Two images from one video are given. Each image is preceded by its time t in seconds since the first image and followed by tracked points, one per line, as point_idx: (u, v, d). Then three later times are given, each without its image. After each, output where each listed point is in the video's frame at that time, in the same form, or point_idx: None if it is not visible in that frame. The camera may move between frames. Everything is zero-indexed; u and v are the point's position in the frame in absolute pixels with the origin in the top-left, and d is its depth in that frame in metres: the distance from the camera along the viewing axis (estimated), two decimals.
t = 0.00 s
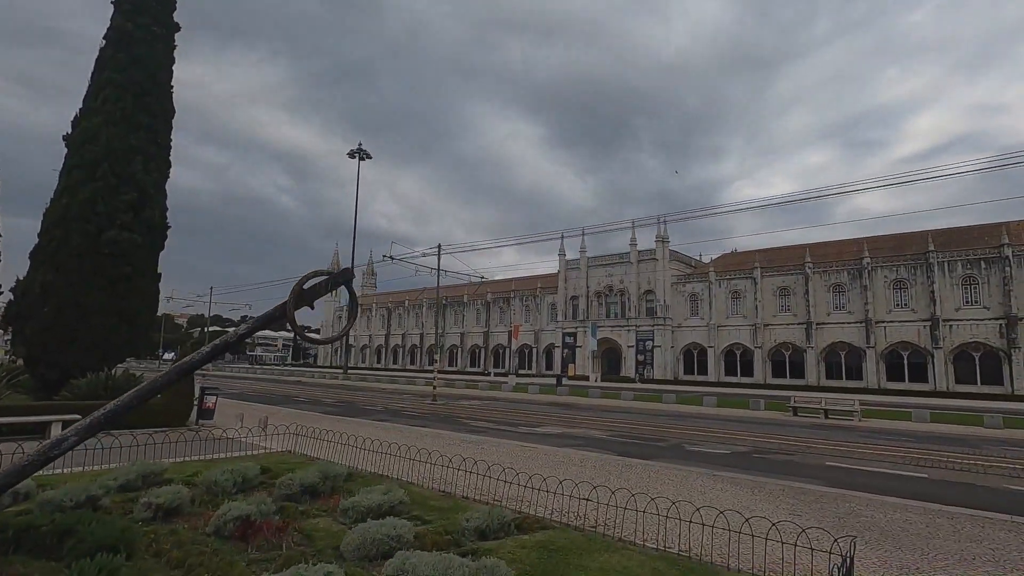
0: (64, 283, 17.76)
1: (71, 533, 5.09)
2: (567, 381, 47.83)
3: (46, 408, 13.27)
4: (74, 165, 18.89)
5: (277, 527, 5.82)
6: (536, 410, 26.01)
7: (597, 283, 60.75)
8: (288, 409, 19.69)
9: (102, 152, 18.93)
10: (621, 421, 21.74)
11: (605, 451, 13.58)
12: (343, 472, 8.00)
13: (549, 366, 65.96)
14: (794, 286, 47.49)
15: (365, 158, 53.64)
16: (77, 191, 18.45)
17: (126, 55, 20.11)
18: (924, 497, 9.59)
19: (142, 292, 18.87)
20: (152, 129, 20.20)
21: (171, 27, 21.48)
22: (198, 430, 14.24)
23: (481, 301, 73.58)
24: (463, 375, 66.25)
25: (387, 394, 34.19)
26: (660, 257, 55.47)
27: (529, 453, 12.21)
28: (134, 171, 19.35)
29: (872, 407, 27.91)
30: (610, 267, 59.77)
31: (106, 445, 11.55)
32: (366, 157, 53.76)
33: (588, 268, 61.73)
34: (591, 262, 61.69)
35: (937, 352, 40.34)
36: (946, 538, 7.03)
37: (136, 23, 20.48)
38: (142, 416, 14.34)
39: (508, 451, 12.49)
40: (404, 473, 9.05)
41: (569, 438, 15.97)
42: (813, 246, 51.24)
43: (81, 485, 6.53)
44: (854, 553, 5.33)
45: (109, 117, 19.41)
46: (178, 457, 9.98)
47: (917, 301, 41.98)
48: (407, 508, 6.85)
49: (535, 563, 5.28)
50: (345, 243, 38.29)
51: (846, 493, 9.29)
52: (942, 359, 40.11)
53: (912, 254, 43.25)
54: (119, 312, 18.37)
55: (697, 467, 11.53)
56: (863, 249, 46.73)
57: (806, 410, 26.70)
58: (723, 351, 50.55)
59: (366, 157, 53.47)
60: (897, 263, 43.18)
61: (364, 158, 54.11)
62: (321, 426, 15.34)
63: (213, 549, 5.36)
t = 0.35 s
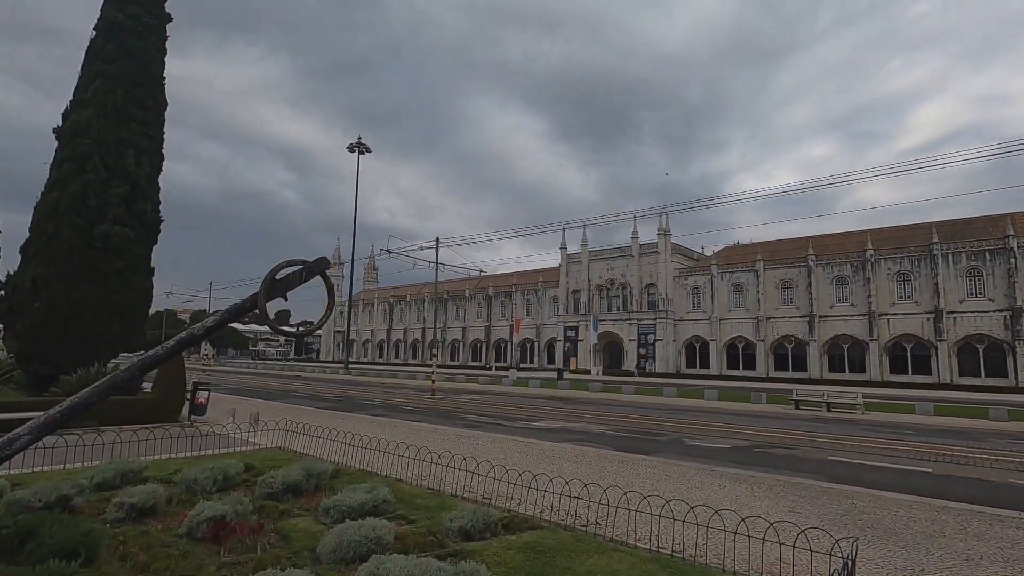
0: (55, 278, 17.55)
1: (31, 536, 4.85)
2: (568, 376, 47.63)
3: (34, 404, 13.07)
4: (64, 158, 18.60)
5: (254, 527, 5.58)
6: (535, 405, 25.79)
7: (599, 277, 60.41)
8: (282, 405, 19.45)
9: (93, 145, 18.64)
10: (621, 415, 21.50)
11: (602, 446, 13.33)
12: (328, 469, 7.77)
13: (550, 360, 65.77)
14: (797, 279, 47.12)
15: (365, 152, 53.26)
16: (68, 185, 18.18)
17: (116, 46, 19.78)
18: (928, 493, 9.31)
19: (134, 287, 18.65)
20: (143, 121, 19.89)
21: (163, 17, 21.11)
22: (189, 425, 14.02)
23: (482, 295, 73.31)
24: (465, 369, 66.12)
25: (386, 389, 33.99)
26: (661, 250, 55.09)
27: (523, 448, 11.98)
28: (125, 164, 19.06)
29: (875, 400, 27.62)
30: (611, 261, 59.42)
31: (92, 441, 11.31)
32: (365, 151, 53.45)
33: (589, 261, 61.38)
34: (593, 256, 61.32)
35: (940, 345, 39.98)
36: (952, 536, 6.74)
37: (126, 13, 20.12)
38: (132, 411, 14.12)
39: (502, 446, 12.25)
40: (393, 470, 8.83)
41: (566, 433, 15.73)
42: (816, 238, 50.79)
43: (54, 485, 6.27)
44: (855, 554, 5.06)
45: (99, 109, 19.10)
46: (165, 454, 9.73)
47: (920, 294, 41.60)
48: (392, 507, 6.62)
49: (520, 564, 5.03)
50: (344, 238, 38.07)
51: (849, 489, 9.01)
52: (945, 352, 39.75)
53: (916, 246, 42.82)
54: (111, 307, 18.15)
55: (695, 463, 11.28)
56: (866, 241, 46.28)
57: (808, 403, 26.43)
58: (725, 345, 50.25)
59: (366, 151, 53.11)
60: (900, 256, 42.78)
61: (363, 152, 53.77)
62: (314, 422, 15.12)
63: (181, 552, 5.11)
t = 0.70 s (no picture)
0: (41, 272, 17.30)
1: None
2: (567, 369, 47.43)
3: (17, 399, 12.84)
4: (50, 150, 18.28)
5: (219, 529, 5.34)
6: (533, 398, 25.57)
7: (598, 270, 60.08)
8: (274, 399, 19.22)
9: (78, 137, 18.31)
10: (618, 408, 21.28)
11: (595, 440, 13.11)
12: (306, 466, 7.53)
13: (550, 353, 65.61)
14: (797, 271, 46.81)
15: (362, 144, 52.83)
16: (53, 177, 17.88)
17: (102, 36, 19.39)
18: (926, 487, 9.06)
19: (122, 280, 18.39)
20: (130, 112, 19.53)
21: (150, 6, 20.70)
22: (176, 421, 13.79)
23: (482, 289, 73.05)
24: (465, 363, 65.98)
25: (383, 383, 33.76)
26: (661, 242, 54.74)
27: (513, 443, 11.74)
28: (112, 155, 18.73)
29: (874, 392, 27.41)
30: (611, 254, 59.08)
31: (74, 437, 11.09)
32: (362, 144, 53.06)
33: (589, 254, 61.04)
34: (592, 249, 61.00)
35: (941, 336, 39.73)
36: (950, 534, 6.49)
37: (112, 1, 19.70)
38: (118, 407, 13.90)
39: (492, 441, 12.02)
40: (375, 467, 8.59)
41: (561, 427, 15.50)
42: (817, 230, 50.43)
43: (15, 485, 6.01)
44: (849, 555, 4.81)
45: (85, 100, 18.75)
46: (144, 450, 9.50)
47: (921, 285, 41.29)
48: (368, 505, 6.38)
49: (493, 566, 4.79)
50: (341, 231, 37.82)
51: (845, 483, 8.77)
52: (946, 344, 39.51)
53: (917, 237, 42.49)
54: (99, 301, 17.90)
55: (688, 457, 11.05)
56: (867, 233, 45.92)
57: (807, 395, 26.22)
58: (725, 337, 50.02)
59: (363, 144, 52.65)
60: (901, 247, 42.45)
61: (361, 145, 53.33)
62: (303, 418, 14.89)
63: (139, 556, 4.86)
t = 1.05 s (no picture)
0: (35, 269, 17.18)
1: None
2: (572, 364, 47.17)
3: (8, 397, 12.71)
4: (43, 148, 18.11)
5: (189, 533, 5.11)
6: (535, 394, 25.32)
7: (603, 265, 59.67)
8: (272, 397, 19.04)
9: (71, 133, 18.14)
10: (621, 403, 20.97)
11: (593, 436, 12.86)
12: (289, 467, 7.31)
13: (555, 348, 65.35)
14: (803, 264, 46.26)
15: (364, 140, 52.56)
16: (46, 175, 17.72)
17: (95, 31, 19.19)
18: (931, 484, 8.77)
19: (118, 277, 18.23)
20: (123, 108, 19.34)
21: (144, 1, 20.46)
22: (169, 419, 13.65)
23: (486, 284, 72.80)
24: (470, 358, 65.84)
25: (386, 380, 33.62)
26: (666, 236, 54.28)
27: (508, 441, 11.48)
28: (105, 152, 18.53)
29: (882, 385, 26.97)
30: (616, 248, 58.65)
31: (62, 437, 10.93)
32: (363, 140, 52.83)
33: (593, 249, 60.63)
34: (597, 243, 60.59)
35: (950, 329, 39.15)
36: (958, 534, 6.17)
37: None
38: (112, 405, 13.75)
39: (488, 439, 11.77)
40: (364, 465, 8.38)
41: (560, 423, 15.25)
42: (823, 222, 49.79)
43: None
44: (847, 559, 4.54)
45: (78, 96, 18.55)
46: (129, 450, 9.30)
47: (930, 277, 40.68)
48: (349, 507, 6.15)
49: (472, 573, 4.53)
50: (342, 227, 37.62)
51: (848, 481, 8.48)
52: (955, 336, 38.92)
53: (926, 228, 41.86)
54: (94, 298, 17.76)
55: (687, 454, 10.78)
56: (875, 224, 45.28)
57: (813, 389, 25.84)
58: (731, 331, 49.58)
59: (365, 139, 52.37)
60: (909, 239, 41.84)
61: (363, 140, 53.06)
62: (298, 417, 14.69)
63: (103, 562, 4.64)
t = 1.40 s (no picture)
0: (32, 266, 17.05)
1: None
2: (577, 360, 46.86)
3: None
4: (37, 143, 17.91)
5: (156, 538, 4.86)
6: (538, 390, 25.01)
7: (609, 260, 59.19)
8: (270, 395, 18.85)
9: (66, 128, 17.95)
10: (625, 400, 20.63)
11: (593, 433, 12.55)
12: (270, 467, 7.05)
13: (561, 345, 65.02)
14: (811, 258, 45.65)
15: (368, 137, 52.29)
16: (41, 171, 17.55)
17: (91, 26, 18.98)
18: (941, 483, 8.41)
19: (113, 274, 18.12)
20: (119, 103, 19.13)
21: None
22: (162, 417, 13.44)
23: (491, 281, 72.50)
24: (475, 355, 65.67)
25: (388, 376, 33.45)
26: (672, 231, 53.77)
27: (504, 439, 11.16)
28: (101, 147, 18.33)
29: (892, 381, 26.49)
30: (621, 244, 58.16)
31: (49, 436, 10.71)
32: (367, 136, 52.62)
33: (598, 244, 60.17)
34: (602, 239, 60.11)
35: (960, 323, 38.52)
36: (972, 538, 5.81)
37: None
38: (104, 403, 13.56)
39: (483, 436, 11.49)
40: (352, 465, 8.12)
41: (561, 420, 14.92)
42: (831, 216, 49.11)
43: None
44: (851, 567, 4.23)
45: (73, 91, 18.36)
46: (112, 449, 9.07)
47: (940, 272, 40.03)
48: (328, 510, 5.87)
49: None
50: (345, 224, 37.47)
51: (855, 480, 8.13)
52: (966, 330, 38.29)
53: (936, 222, 41.16)
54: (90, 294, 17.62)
55: (687, 451, 10.46)
56: (884, 218, 44.59)
57: (820, 385, 25.41)
58: (737, 327, 49.08)
59: (369, 136, 52.10)
60: (919, 233, 41.17)
61: (367, 137, 52.82)
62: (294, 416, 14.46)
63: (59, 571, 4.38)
